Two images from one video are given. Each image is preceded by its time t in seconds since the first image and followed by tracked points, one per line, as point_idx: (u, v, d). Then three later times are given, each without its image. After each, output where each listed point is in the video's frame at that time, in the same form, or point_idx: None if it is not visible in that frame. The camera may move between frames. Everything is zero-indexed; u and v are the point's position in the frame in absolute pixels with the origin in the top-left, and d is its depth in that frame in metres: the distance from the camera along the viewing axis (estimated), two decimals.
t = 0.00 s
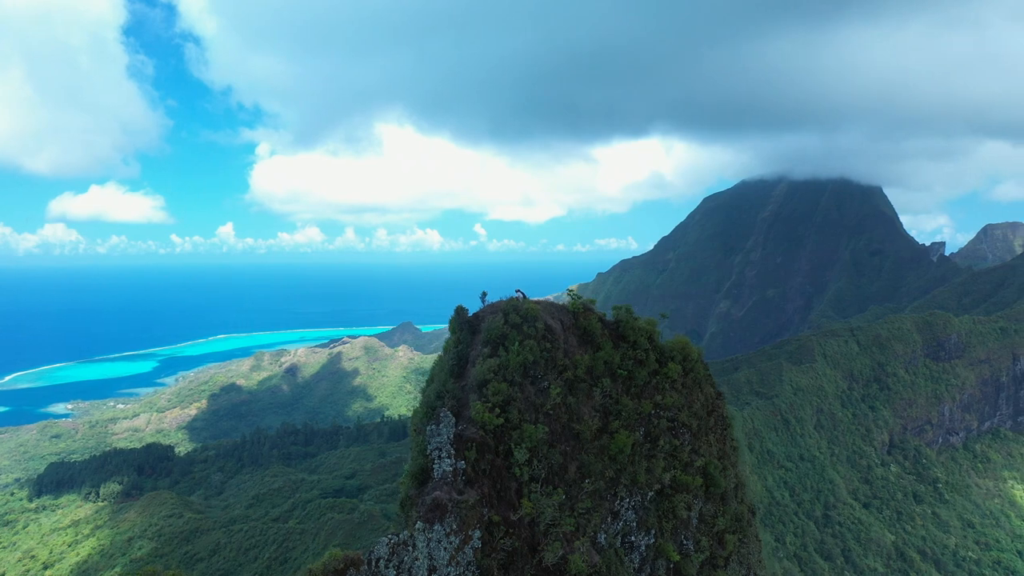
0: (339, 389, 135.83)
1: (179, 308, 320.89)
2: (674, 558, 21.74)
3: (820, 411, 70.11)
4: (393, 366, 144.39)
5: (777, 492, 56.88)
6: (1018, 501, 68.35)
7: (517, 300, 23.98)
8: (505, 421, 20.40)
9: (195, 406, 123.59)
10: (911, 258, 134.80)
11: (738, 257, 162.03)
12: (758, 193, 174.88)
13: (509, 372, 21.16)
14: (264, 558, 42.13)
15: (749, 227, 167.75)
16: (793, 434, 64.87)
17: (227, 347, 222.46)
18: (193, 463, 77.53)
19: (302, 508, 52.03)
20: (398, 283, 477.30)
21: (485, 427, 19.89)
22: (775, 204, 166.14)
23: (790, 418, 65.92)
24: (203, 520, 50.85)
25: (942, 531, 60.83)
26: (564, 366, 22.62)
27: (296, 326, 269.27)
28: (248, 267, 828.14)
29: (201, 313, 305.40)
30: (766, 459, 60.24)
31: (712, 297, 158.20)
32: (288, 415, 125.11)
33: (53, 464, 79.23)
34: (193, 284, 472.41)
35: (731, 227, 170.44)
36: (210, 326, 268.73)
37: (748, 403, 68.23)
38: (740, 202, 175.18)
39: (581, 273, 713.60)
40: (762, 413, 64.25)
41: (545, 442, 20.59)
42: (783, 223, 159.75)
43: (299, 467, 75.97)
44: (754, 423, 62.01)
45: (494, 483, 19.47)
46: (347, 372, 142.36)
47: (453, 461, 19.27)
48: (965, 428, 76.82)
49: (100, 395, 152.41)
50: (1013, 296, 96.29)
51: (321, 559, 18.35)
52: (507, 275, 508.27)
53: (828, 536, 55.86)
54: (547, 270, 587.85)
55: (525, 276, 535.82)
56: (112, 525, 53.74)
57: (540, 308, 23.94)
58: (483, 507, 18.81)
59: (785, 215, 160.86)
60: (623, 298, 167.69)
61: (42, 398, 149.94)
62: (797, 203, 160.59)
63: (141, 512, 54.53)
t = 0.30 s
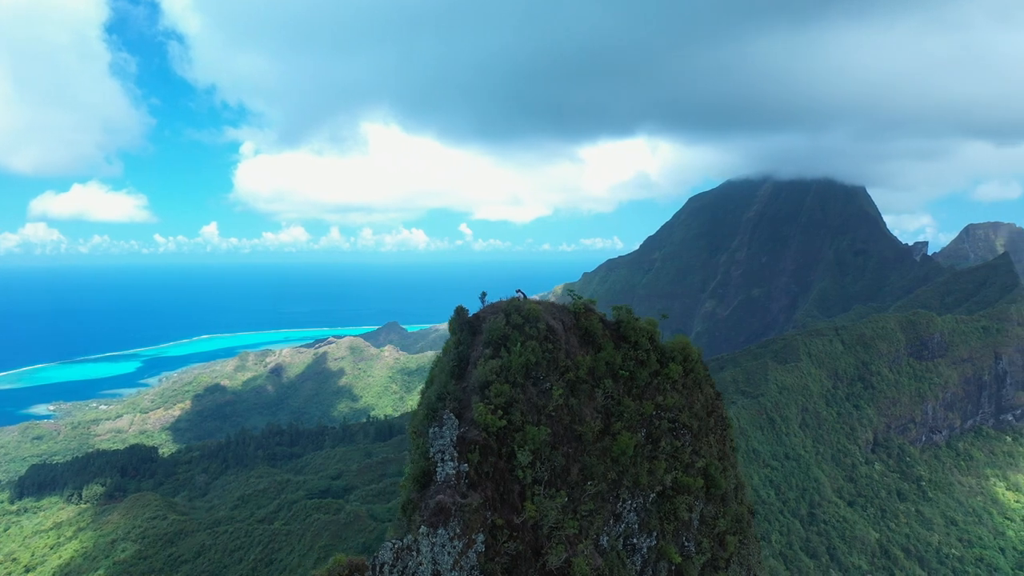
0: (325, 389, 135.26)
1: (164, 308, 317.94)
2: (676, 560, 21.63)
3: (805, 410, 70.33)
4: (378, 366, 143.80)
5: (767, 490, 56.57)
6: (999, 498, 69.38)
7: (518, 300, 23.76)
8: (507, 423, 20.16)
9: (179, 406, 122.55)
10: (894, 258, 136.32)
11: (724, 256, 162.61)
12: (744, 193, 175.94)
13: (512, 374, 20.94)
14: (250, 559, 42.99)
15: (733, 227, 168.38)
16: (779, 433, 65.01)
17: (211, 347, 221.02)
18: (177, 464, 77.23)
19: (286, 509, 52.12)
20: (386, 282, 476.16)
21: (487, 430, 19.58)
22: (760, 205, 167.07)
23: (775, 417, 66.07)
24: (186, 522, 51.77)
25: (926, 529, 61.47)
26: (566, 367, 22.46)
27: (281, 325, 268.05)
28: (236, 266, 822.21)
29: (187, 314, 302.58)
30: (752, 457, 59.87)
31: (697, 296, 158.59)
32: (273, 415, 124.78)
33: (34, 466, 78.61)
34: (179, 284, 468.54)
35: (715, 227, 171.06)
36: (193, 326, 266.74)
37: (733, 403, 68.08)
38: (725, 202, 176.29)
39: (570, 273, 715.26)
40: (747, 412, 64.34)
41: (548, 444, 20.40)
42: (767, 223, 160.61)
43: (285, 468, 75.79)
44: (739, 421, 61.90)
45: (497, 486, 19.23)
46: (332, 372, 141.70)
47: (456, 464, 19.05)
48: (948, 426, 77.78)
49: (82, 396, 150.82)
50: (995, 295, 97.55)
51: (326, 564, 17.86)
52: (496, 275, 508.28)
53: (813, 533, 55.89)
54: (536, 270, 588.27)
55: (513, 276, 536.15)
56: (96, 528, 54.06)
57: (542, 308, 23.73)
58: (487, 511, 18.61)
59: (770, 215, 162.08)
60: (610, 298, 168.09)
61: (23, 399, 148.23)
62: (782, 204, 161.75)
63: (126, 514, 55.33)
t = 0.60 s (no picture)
0: (310, 390, 134.65)
1: (149, 309, 314.68)
2: (679, 563, 21.45)
3: (790, 409, 70.37)
4: (364, 367, 143.34)
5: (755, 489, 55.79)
6: (982, 496, 70.58)
7: (520, 301, 23.65)
8: (510, 426, 19.98)
9: (163, 408, 121.62)
10: (878, 258, 137.53)
11: (709, 257, 163.19)
12: (729, 193, 177.13)
13: (514, 376, 20.81)
14: (234, 561, 43.64)
15: (718, 227, 169.10)
16: (764, 432, 64.69)
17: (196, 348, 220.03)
18: (161, 466, 76.77)
19: (273, 511, 52.27)
20: (375, 283, 475.70)
21: (491, 433, 19.42)
22: (745, 206, 168.18)
23: (761, 416, 65.79)
24: (170, 524, 51.51)
25: (911, 527, 61.90)
26: (568, 369, 22.36)
27: (268, 326, 267.19)
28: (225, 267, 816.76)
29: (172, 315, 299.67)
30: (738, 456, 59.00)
31: (683, 297, 158.26)
32: (258, 417, 124.24)
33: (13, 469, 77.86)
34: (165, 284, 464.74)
35: (701, 228, 171.81)
36: (179, 327, 265.25)
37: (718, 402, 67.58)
38: (711, 203, 177.10)
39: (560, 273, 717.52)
40: (733, 412, 64.37)
41: (550, 448, 20.25)
42: (752, 224, 161.67)
43: (270, 469, 75.51)
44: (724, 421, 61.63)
45: (500, 490, 19.03)
46: (318, 373, 141.06)
47: (460, 468, 18.85)
48: (932, 425, 78.90)
49: (65, 397, 149.39)
50: (978, 294, 98.68)
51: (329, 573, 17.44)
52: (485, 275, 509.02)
53: (798, 532, 55.10)
54: (526, 271, 589.25)
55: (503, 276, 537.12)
56: (78, 532, 53.76)
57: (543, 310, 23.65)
58: (490, 515, 18.41)
59: (755, 215, 163.12)
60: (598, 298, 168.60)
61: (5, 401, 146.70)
62: (767, 204, 162.93)
63: (109, 516, 54.91)
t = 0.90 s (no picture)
0: (296, 391, 133.92)
1: (136, 309, 312.31)
2: (681, 566, 21.34)
3: (776, 408, 70.25)
4: (350, 367, 142.81)
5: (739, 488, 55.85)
6: (965, 494, 71.45)
7: (522, 301, 23.50)
8: (513, 428, 19.83)
9: (148, 409, 120.61)
10: (862, 258, 137.73)
11: (695, 256, 163.56)
12: (715, 194, 178.15)
13: (517, 378, 20.67)
14: (221, 562, 43.59)
15: (704, 227, 169.72)
16: (751, 432, 63.98)
17: (181, 349, 218.53)
18: (145, 468, 76.24)
19: (259, 512, 52.08)
20: (363, 283, 474.41)
21: (494, 435, 19.29)
22: (731, 206, 169.25)
23: (747, 416, 65.32)
24: (156, 525, 50.89)
25: (895, 525, 62.39)
26: (571, 370, 22.23)
27: (254, 326, 266.07)
28: (215, 267, 812.39)
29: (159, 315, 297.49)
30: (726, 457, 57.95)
31: (669, 296, 158.80)
32: (243, 418, 123.37)
33: None
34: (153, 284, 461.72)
35: (688, 228, 172.43)
36: (163, 327, 263.50)
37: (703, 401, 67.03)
38: (697, 203, 177.97)
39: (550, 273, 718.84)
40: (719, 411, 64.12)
41: (553, 450, 20.11)
42: (737, 224, 162.54)
43: (256, 470, 75.04)
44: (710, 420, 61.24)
45: (504, 493, 18.87)
46: (303, 374, 140.28)
47: (463, 472, 18.68)
48: (916, 423, 79.66)
49: (47, 399, 147.75)
50: (961, 294, 99.68)
51: None
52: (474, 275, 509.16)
53: (784, 530, 54.98)
54: (516, 271, 589.67)
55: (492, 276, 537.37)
56: (62, 535, 53.50)
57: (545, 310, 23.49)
58: (494, 519, 18.25)
59: (741, 215, 163.99)
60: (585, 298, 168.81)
61: None
62: (752, 204, 164.28)
63: (92, 518, 54.51)
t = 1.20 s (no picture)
0: (281, 391, 133.25)
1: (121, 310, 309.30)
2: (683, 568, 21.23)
3: (761, 408, 69.96)
4: (335, 367, 142.24)
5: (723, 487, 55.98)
6: (948, 492, 72.43)
7: (524, 302, 23.43)
8: (517, 431, 19.68)
9: (131, 410, 119.26)
10: (846, 258, 138.37)
11: (681, 257, 163.97)
12: (700, 194, 178.98)
13: (520, 380, 20.56)
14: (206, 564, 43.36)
15: (690, 227, 170.42)
16: (737, 430, 62.59)
17: (165, 349, 216.72)
18: (128, 470, 75.51)
19: (244, 514, 51.79)
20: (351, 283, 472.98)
21: (498, 438, 19.18)
22: (716, 206, 170.39)
23: (732, 416, 64.76)
24: (139, 528, 50.87)
25: (879, 524, 62.88)
26: (573, 372, 22.13)
27: (239, 326, 265.10)
28: (204, 267, 806.79)
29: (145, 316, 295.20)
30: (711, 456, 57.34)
31: (654, 296, 158.53)
32: (228, 419, 122.32)
33: None
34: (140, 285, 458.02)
35: (673, 228, 172.95)
36: (147, 327, 261.50)
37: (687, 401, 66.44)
38: (684, 203, 178.63)
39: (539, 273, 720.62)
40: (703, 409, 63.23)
41: (556, 452, 20.00)
42: (722, 224, 163.34)
43: (240, 472, 74.41)
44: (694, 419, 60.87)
45: (508, 496, 18.74)
46: (288, 374, 139.49)
47: (468, 475, 18.51)
48: (899, 423, 80.33)
49: (28, 401, 145.91)
50: (943, 294, 100.64)
51: None
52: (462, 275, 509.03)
53: (770, 529, 54.46)
54: (505, 271, 590.10)
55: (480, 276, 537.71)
56: (45, 537, 53.17)
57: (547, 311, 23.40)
58: (499, 523, 18.08)
59: (726, 215, 164.89)
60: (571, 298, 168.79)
61: None
62: (738, 204, 165.56)
63: (75, 520, 54.05)
